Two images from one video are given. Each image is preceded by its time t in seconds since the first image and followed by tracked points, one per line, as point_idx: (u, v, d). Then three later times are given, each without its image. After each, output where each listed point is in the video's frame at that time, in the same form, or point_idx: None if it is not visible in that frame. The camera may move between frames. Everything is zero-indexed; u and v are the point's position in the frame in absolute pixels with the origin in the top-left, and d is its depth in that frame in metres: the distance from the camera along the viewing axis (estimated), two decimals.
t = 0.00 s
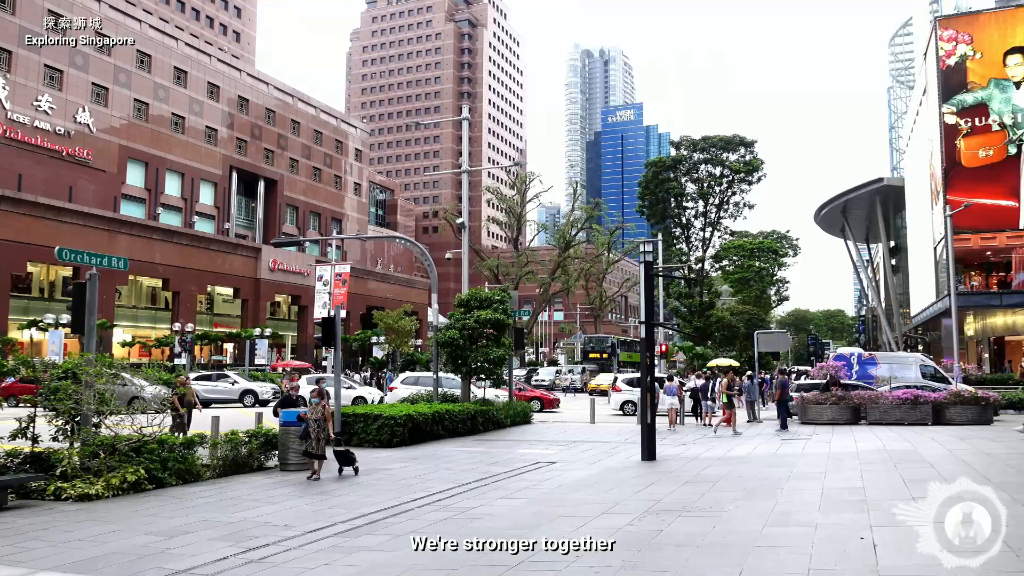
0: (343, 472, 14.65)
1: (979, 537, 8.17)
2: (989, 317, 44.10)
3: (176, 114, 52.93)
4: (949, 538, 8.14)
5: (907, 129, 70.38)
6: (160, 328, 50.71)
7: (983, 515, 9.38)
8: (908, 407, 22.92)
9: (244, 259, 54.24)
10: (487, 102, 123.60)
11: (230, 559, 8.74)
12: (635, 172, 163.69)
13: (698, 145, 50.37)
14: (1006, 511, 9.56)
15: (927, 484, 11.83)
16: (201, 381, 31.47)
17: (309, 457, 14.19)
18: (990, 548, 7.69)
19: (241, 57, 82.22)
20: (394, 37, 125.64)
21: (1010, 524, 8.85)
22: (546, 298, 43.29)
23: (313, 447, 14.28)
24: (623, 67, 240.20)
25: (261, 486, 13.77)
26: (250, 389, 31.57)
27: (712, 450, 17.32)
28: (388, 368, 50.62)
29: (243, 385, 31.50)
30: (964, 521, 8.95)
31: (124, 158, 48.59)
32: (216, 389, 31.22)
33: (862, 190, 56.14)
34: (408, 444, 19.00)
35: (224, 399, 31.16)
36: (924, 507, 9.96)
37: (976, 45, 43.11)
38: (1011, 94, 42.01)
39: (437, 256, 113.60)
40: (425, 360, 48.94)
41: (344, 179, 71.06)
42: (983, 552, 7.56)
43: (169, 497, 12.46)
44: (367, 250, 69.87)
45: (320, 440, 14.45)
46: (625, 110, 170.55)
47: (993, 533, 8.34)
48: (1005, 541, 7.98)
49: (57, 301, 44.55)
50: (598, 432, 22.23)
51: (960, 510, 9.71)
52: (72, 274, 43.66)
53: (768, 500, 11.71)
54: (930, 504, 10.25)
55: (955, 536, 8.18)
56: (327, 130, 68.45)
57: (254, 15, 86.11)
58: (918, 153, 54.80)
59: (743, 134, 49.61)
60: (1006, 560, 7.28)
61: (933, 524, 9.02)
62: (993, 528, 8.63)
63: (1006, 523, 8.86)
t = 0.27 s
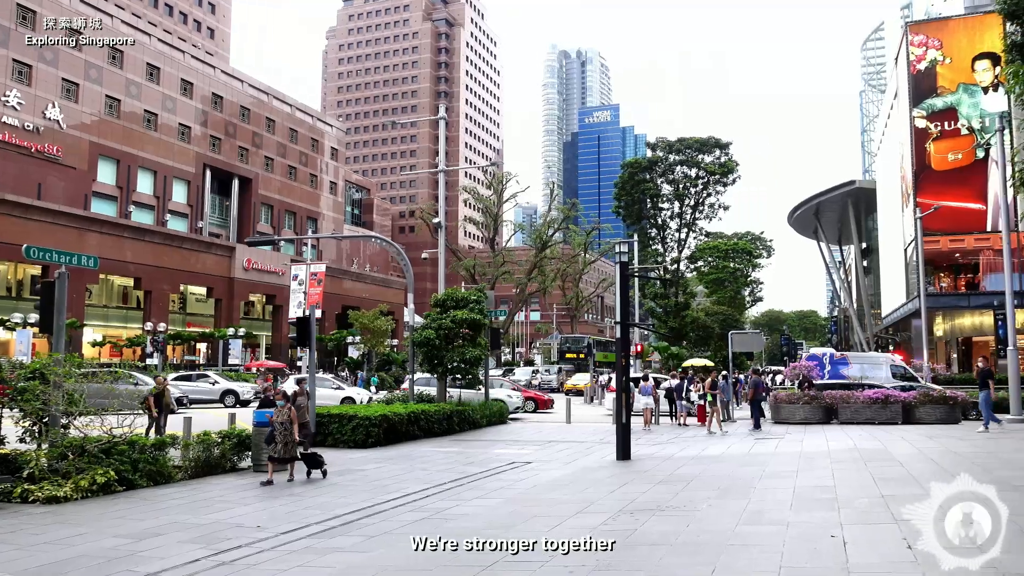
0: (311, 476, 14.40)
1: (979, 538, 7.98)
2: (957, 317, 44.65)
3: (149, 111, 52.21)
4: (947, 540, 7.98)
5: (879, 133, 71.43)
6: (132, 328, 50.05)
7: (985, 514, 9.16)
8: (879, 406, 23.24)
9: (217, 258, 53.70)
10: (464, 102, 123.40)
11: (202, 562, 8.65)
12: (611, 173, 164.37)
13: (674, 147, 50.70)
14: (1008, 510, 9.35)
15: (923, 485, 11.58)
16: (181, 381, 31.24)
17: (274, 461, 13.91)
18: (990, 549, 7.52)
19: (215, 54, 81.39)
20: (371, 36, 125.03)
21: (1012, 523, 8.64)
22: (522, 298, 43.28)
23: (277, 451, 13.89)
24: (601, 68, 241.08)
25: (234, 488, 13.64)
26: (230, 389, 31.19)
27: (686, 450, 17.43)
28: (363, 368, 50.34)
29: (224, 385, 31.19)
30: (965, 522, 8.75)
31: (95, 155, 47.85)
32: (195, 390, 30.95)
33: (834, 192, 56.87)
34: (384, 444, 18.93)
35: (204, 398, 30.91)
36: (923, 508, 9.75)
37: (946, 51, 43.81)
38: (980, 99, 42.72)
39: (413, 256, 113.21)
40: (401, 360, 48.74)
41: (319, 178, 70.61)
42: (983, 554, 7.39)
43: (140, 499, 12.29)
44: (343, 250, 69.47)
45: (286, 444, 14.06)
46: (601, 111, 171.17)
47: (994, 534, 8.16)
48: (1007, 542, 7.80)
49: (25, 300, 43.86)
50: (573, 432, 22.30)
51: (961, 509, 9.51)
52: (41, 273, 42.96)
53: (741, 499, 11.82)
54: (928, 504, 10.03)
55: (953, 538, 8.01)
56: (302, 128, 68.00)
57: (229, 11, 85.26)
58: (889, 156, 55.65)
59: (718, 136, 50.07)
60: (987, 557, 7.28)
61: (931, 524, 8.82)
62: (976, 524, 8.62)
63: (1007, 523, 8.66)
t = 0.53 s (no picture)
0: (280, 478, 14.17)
1: (979, 537, 7.81)
2: (927, 318, 45.13)
3: (122, 108, 51.47)
4: (947, 539, 7.82)
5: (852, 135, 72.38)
6: (103, 327, 49.38)
7: (986, 514, 8.94)
8: (850, 405, 23.55)
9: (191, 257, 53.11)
10: (442, 101, 123.15)
11: (173, 564, 8.54)
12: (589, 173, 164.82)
13: (651, 148, 51.00)
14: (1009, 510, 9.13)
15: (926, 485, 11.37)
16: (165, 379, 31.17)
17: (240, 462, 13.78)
18: (990, 549, 7.35)
19: (189, 50, 80.51)
20: (348, 34, 124.36)
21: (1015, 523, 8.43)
22: (500, 298, 43.26)
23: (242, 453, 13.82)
24: (578, 69, 241.70)
25: (208, 489, 13.50)
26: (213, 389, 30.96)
27: (661, 449, 17.54)
28: (339, 368, 50.00)
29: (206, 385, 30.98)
30: (965, 522, 8.56)
31: (66, 151, 47.11)
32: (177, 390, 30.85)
33: (808, 194, 57.54)
34: (359, 444, 18.84)
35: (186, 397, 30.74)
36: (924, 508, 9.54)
37: (917, 55, 44.38)
38: (950, 104, 43.51)
39: (390, 255, 112.74)
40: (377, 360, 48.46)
41: (295, 177, 70.10)
42: (982, 554, 7.24)
43: (110, 501, 12.12)
44: (319, 248, 69.04)
45: (251, 444, 14.02)
46: (579, 111, 171.59)
47: (994, 533, 7.97)
48: (1006, 542, 7.62)
49: None
50: (549, 431, 22.35)
51: (962, 509, 9.28)
52: (9, 271, 42.25)
53: (715, 498, 11.90)
54: (929, 504, 9.82)
55: (953, 537, 7.84)
56: (277, 126, 67.49)
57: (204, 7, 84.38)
58: (862, 159, 56.42)
59: (694, 137, 50.45)
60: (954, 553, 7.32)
61: (930, 523, 8.64)
62: (944, 522, 8.69)
63: (1008, 523, 8.45)
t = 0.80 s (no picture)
0: (248, 480, 13.85)
1: (978, 538, 7.68)
2: (899, 318, 45.67)
3: (94, 104, 50.76)
4: (946, 539, 7.71)
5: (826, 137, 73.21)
6: (74, 327, 48.64)
7: (989, 514, 8.76)
8: (824, 405, 23.82)
9: (165, 255, 52.49)
10: (420, 101, 122.78)
11: (145, 566, 8.43)
12: (567, 174, 165.16)
13: (629, 149, 51.25)
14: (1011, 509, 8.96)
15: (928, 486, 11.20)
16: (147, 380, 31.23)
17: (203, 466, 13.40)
18: (989, 550, 7.23)
19: (164, 47, 79.68)
20: (326, 32, 123.65)
21: (1017, 523, 8.25)
22: (477, 298, 43.20)
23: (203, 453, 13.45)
24: (557, 69, 242.06)
25: (181, 490, 13.35)
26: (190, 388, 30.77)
27: (637, 449, 17.62)
28: (316, 368, 49.67)
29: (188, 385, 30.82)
30: (966, 522, 8.42)
31: (36, 148, 46.39)
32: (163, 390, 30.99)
33: (783, 196, 58.12)
34: (335, 445, 18.71)
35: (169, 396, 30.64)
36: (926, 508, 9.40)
37: (890, 59, 45.02)
38: (921, 107, 44.18)
39: (367, 255, 112.19)
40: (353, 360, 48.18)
41: (272, 176, 69.55)
42: (981, 555, 7.12)
43: (81, 502, 11.94)
44: (295, 247, 68.57)
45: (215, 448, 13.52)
46: (557, 112, 171.90)
47: (994, 534, 7.84)
48: (1006, 543, 7.49)
49: None
50: (526, 432, 22.37)
51: (965, 509, 9.09)
52: None
53: (690, 498, 11.98)
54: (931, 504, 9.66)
55: (954, 536, 7.75)
56: (254, 124, 66.92)
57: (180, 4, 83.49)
58: (836, 161, 57.12)
59: (671, 139, 50.79)
60: (924, 551, 7.39)
61: (932, 524, 8.49)
62: (919, 521, 8.75)
63: (1008, 523, 8.30)
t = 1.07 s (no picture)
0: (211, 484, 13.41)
1: (979, 539, 7.54)
2: (873, 318, 46.19)
3: (66, 100, 50.01)
4: (946, 538, 7.59)
5: (802, 139, 73.93)
6: (45, 326, 47.91)
7: (991, 515, 8.60)
8: (799, 405, 24.08)
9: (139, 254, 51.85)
10: (398, 100, 122.34)
11: (116, 570, 8.32)
12: (545, 174, 165.32)
13: (606, 150, 51.43)
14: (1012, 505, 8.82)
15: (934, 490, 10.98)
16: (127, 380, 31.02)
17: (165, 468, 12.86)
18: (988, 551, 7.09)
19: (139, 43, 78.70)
20: (303, 30, 122.81)
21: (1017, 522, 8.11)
22: (455, 298, 43.12)
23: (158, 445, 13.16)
24: (536, 70, 242.16)
25: (154, 492, 13.20)
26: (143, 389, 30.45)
27: (614, 449, 17.70)
28: (292, 368, 49.30)
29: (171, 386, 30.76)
30: (966, 523, 8.25)
31: (6, 144, 45.62)
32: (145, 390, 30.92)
33: (759, 198, 58.66)
34: (311, 445, 18.60)
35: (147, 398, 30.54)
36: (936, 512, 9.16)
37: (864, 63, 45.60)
38: (894, 111, 44.92)
39: (344, 254, 111.58)
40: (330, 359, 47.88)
41: (248, 174, 68.97)
42: (983, 555, 6.97)
43: (50, 505, 11.76)
44: (272, 246, 68.06)
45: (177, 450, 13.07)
46: (536, 112, 172.06)
47: (993, 533, 7.69)
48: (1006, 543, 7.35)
49: None
50: (504, 432, 22.38)
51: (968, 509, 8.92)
52: None
53: (666, 497, 12.03)
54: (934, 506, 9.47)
55: (954, 536, 7.62)
56: (230, 122, 66.28)
57: None
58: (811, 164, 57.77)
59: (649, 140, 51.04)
60: (893, 548, 7.45)
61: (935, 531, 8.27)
62: (892, 520, 8.82)
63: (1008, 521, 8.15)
